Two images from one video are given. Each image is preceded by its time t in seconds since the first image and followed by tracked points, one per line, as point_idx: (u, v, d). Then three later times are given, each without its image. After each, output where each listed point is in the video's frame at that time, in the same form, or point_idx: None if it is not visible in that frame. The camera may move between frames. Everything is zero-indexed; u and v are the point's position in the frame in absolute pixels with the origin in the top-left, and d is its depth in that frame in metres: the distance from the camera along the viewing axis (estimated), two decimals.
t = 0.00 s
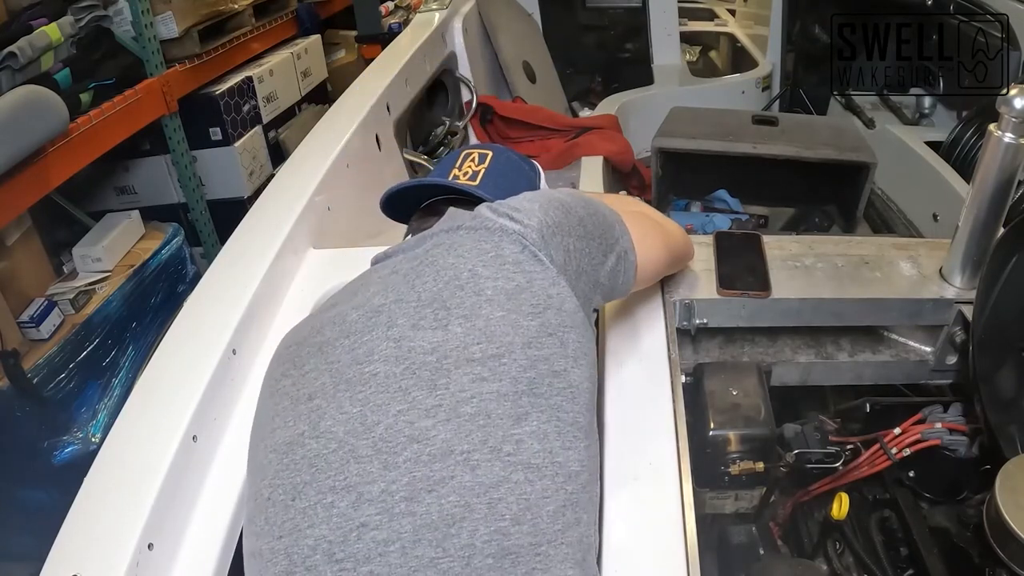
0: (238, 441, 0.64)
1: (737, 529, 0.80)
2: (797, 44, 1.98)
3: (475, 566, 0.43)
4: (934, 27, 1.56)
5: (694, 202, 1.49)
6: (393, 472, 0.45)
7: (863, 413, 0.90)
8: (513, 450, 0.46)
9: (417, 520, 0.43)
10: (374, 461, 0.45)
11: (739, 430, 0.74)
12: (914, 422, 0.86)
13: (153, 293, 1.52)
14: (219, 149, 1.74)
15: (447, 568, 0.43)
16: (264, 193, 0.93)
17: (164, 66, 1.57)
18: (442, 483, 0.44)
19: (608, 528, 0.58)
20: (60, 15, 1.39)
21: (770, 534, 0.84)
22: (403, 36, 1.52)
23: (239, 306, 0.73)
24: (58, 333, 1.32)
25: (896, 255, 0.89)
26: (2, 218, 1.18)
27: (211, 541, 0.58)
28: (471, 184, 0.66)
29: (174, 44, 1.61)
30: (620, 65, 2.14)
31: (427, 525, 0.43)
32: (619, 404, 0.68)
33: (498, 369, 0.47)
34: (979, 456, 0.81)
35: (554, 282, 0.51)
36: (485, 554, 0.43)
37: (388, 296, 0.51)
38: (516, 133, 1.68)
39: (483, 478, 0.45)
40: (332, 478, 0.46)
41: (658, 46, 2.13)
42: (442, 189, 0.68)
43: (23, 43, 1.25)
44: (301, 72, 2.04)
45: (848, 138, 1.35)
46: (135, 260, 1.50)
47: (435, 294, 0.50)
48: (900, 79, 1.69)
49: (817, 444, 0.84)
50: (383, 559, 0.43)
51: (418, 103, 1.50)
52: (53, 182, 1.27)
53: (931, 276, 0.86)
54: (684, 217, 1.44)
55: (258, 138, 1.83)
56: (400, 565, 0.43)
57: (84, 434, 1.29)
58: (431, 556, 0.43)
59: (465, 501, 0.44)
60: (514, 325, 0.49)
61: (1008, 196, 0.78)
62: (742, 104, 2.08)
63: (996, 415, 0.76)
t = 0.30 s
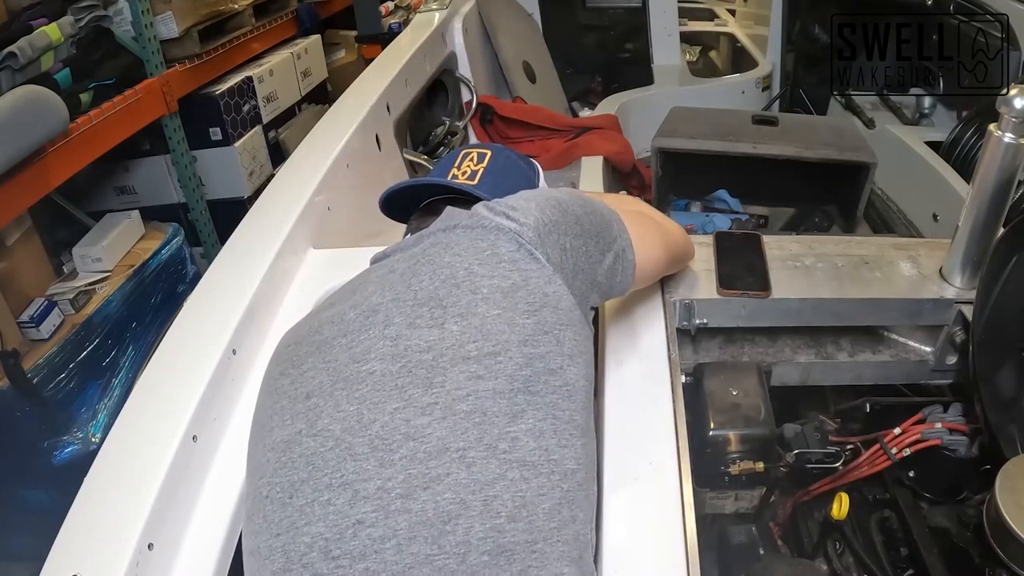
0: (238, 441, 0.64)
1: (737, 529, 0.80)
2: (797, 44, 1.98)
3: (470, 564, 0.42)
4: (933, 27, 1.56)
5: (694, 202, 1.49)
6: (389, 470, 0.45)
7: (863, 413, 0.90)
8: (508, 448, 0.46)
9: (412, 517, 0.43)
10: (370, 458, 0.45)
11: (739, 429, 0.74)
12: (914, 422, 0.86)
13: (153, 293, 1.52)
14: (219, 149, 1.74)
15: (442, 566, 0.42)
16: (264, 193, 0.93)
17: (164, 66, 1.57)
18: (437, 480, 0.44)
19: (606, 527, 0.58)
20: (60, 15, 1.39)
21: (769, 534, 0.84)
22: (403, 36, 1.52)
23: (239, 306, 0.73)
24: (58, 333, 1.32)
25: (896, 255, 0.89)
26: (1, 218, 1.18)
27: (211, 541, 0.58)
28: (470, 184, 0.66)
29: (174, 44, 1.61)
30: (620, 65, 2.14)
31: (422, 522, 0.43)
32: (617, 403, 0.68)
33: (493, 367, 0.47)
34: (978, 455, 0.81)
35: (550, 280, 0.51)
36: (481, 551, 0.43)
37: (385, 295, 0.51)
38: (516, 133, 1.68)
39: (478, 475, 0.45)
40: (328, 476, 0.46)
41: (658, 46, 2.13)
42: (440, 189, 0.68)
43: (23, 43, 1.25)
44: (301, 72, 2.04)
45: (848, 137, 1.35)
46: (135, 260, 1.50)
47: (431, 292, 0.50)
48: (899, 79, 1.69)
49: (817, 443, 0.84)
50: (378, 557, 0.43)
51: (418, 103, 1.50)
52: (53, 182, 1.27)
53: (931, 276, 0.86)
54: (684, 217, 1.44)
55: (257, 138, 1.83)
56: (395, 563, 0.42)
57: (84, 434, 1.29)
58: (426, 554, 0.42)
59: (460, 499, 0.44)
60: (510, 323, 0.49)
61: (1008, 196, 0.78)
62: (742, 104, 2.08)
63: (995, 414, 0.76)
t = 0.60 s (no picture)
0: (238, 441, 0.64)
1: (737, 529, 0.80)
2: (797, 44, 1.98)
3: (471, 565, 0.42)
4: (933, 27, 1.56)
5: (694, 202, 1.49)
6: (389, 470, 0.45)
7: (863, 413, 0.90)
8: (509, 448, 0.46)
9: (412, 518, 0.43)
10: (370, 459, 0.45)
11: (739, 429, 0.74)
12: (914, 422, 0.86)
13: (154, 293, 1.52)
14: (219, 149, 1.74)
15: (442, 566, 0.42)
16: (264, 193, 0.93)
17: (164, 66, 1.57)
18: (437, 481, 0.44)
19: (606, 527, 0.58)
20: (60, 15, 1.39)
21: (769, 534, 0.84)
22: (403, 36, 1.52)
23: (239, 306, 0.73)
24: (58, 333, 1.32)
25: (896, 256, 0.89)
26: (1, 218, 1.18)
27: (211, 541, 0.58)
28: (471, 183, 0.66)
29: (174, 44, 1.61)
30: (620, 65, 2.14)
31: (422, 523, 0.43)
32: (618, 404, 0.68)
33: (494, 368, 0.47)
34: (979, 455, 0.81)
35: (551, 280, 0.51)
36: (481, 552, 0.43)
37: (386, 296, 0.51)
38: (516, 133, 1.68)
39: (478, 476, 0.45)
40: (328, 476, 0.46)
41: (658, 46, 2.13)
42: (441, 189, 0.68)
43: (23, 43, 1.25)
44: (301, 72, 2.04)
45: (848, 137, 1.35)
46: (135, 260, 1.50)
47: (432, 292, 0.50)
48: (900, 79, 1.69)
49: (817, 443, 0.84)
50: (378, 558, 0.43)
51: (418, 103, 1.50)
52: (53, 182, 1.27)
53: (931, 276, 0.86)
54: (684, 217, 1.44)
55: (258, 138, 1.83)
56: (395, 563, 0.42)
57: (84, 434, 1.29)
58: (426, 555, 0.42)
59: (460, 500, 0.44)
60: (510, 323, 0.49)
61: (1008, 197, 0.78)
62: (742, 104, 2.08)
63: (996, 415, 0.76)
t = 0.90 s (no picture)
0: (238, 441, 0.64)
1: (737, 529, 0.80)
2: (797, 44, 1.98)
3: (470, 565, 0.42)
4: (933, 27, 1.56)
5: (694, 202, 1.49)
6: (387, 471, 0.45)
7: (863, 413, 0.90)
8: (508, 449, 0.46)
9: (411, 518, 0.43)
10: (369, 459, 0.45)
11: (739, 430, 0.74)
12: (914, 422, 0.85)
13: (153, 293, 1.52)
14: (219, 149, 1.74)
15: (441, 567, 0.42)
16: (264, 193, 0.93)
17: (164, 66, 1.57)
18: (436, 481, 0.44)
19: (606, 526, 0.58)
20: (60, 14, 1.39)
21: (769, 534, 0.84)
22: (403, 36, 1.52)
23: (240, 306, 0.73)
24: (58, 333, 1.32)
25: (896, 255, 0.89)
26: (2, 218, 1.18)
27: (211, 541, 0.58)
28: (470, 183, 0.65)
29: (174, 44, 1.61)
30: (620, 65, 2.14)
31: (421, 523, 0.43)
32: (617, 403, 0.68)
33: (494, 368, 0.47)
34: (978, 456, 0.81)
35: (551, 280, 0.51)
36: (480, 553, 0.43)
37: (385, 295, 0.51)
38: (516, 133, 1.68)
39: (477, 476, 0.44)
40: (327, 477, 0.46)
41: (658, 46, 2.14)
42: (440, 187, 0.68)
43: (23, 43, 1.25)
44: (301, 72, 2.04)
45: (848, 137, 1.35)
46: (135, 260, 1.50)
47: (431, 292, 0.50)
48: (899, 79, 1.69)
49: (817, 443, 0.84)
50: (377, 558, 0.43)
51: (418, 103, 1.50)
52: (53, 182, 1.27)
53: (931, 276, 0.86)
54: (684, 217, 1.45)
55: (258, 138, 1.83)
56: (394, 564, 0.42)
57: (84, 434, 1.29)
58: (425, 555, 0.42)
59: (459, 500, 0.44)
60: (510, 323, 0.49)
61: (1008, 196, 0.78)
62: (742, 104, 2.08)
63: (996, 414, 0.76)
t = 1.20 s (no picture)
0: (238, 440, 0.64)
1: (737, 529, 0.80)
2: (797, 44, 1.98)
3: (478, 568, 0.43)
4: (933, 27, 1.56)
5: (694, 202, 1.49)
6: (395, 474, 0.45)
7: (863, 413, 0.90)
8: (515, 452, 0.46)
9: (419, 522, 0.43)
10: (376, 462, 0.45)
11: (739, 429, 0.74)
12: (914, 422, 0.85)
13: (153, 293, 1.52)
14: (219, 149, 1.74)
15: (449, 569, 0.43)
16: (264, 193, 0.93)
17: (164, 66, 1.57)
18: (444, 484, 0.44)
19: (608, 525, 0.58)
20: (60, 14, 1.39)
21: (770, 534, 0.84)
22: (403, 36, 1.52)
23: (240, 307, 0.73)
24: (58, 333, 1.32)
25: (896, 255, 0.89)
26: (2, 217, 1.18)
27: (211, 541, 0.58)
28: (471, 182, 0.65)
29: (174, 44, 1.61)
30: (620, 65, 2.14)
31: (430, 526, 0.43)
32: (620, 404, 0.68)
33: (501, 371, 0.47)
34: (978, 456, 0.81)
35: (557, 282, 0.51)
36: (488, 556, 0.43)
37: (390, 297, 0.51)
38: (516, 134, 1.68)
39: (485, 480, 0.45)
40: (333, 479, 0.46)
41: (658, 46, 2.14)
42: (440, 188, 0.68)
43: (23, 43, 1.25)
44: (301, 72, 2.04)
45: (848, 138, 1.35)
46: (135, 260, 1.50)
47: (437, 294, 0.50)
48: (899, 79, 1.69)
49: (817, 443, 0.84)
50: (384, 561, 0.43)
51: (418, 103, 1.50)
52: (53, 182, 1.27)
53: (930, 276, 0.86)
54: (684, 217, 1.44)
55: (258, 138, 1.83)
56: (402, 567, 0.43)
57: (84, 434, 1.29)
58: (433, 558, 0.43)
59: (467, 503, 0.44)
60: (516, 326, 0.49)
61: (1007, 197, 0.78)
62: (742, 104, 2.08)
63: (996, 414, 0.76)
